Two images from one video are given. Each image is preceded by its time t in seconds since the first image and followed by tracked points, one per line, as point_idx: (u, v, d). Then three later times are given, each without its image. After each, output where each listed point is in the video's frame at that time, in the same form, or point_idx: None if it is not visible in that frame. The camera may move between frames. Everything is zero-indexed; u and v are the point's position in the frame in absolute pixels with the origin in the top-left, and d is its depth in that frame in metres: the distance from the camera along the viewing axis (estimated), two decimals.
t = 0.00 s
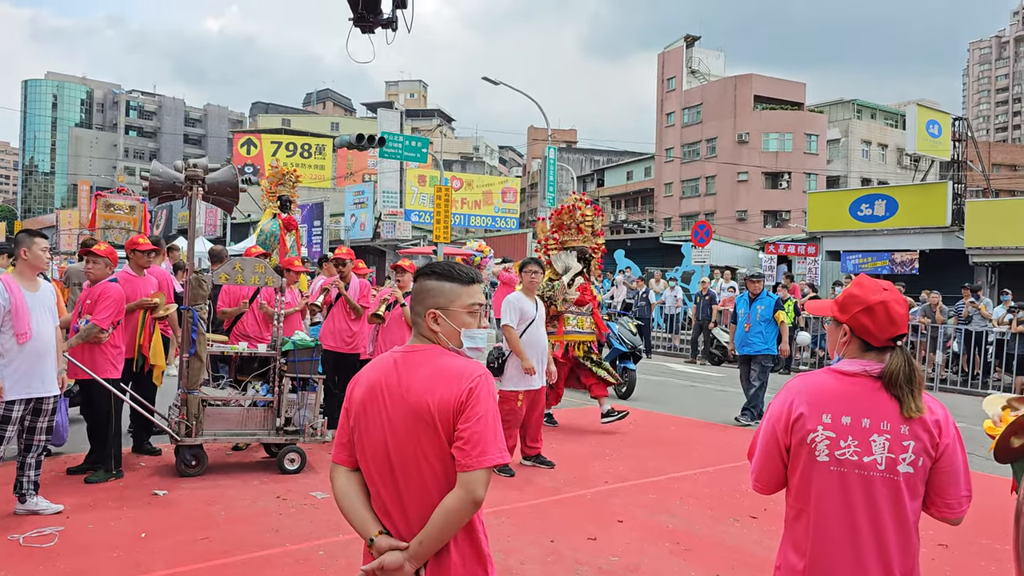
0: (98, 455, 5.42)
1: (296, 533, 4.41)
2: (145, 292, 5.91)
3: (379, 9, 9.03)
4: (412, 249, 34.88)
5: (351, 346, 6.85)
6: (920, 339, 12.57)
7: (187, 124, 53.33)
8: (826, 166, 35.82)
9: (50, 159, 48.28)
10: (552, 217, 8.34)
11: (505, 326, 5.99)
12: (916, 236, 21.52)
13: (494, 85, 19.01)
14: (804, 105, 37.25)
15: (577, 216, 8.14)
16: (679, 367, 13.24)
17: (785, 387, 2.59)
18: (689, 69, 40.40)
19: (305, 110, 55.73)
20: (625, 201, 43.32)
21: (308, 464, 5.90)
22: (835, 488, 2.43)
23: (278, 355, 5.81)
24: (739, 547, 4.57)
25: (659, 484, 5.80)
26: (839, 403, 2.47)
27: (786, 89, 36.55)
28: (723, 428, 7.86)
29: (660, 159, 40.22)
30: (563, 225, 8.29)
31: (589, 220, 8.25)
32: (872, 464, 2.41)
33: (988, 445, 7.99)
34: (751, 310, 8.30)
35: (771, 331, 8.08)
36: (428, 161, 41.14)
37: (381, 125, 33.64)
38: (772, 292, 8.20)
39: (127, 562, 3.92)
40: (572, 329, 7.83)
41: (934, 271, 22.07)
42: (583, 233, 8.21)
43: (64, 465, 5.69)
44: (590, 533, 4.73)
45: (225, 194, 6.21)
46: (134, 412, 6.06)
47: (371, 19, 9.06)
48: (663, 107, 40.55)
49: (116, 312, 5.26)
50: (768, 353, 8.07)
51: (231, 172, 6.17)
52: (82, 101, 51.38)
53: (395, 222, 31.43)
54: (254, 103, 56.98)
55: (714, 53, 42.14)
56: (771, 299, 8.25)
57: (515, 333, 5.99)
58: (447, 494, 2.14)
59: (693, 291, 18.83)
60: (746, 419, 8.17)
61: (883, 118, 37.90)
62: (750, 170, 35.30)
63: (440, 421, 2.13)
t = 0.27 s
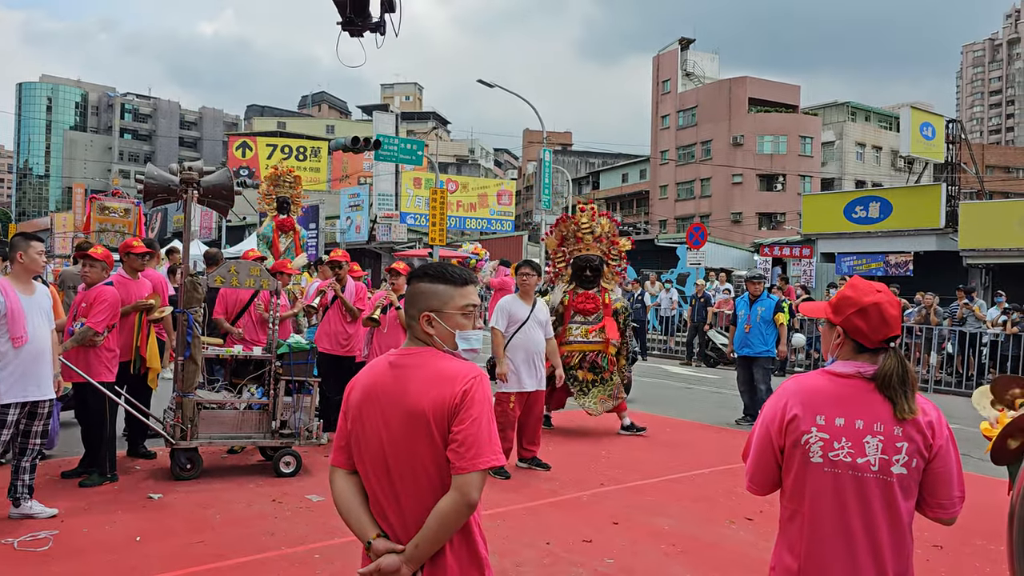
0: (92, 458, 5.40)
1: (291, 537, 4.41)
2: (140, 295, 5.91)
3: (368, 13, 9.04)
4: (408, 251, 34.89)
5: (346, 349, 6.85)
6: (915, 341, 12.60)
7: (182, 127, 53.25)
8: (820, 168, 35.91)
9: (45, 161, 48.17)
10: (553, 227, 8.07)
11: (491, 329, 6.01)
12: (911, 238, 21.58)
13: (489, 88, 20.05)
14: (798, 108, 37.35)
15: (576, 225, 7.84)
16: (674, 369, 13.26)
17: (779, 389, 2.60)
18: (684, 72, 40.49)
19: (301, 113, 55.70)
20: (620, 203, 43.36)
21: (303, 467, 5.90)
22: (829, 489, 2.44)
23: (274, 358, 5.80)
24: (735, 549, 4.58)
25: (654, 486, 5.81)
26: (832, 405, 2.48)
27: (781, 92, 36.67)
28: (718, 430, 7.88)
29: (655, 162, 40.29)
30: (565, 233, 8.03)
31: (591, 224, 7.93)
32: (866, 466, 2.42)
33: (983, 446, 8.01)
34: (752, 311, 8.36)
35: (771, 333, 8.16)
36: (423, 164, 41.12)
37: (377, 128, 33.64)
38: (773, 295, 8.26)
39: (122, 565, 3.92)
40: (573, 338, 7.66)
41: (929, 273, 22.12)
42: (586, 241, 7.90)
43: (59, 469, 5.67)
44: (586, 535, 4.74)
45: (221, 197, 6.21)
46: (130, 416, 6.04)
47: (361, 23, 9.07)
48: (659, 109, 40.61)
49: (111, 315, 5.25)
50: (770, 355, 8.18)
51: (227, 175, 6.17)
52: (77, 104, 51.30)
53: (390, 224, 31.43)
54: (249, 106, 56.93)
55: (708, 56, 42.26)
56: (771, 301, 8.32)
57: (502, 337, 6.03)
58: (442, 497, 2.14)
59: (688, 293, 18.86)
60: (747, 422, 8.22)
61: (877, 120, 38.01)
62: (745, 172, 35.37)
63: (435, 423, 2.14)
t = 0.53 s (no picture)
0: (82, 461, 5.37)
1: (281, 540, 4.39)
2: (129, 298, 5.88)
3: (359, 15, 9.03)
4: (398, 254, 34.88)
5: (337, 352, 6.83)
6: (905, 342, 12.66)
7: (172, 129, 53.03)
8: (810, 170, 36.05)
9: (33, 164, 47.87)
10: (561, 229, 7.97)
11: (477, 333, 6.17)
12: (900, 240, 21.69)
13: (480, 90, 19.80)
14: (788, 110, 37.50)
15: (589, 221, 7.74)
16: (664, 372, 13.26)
17: (769, 390, 2.61)
18: (674, 75, 40.61)
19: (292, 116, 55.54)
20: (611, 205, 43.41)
21: (294, 470, 5.89)
22: (817, 489, 2.46)
23: (265, 361, 5.77)
24: (725, 551, 4.59)
25: (646, 488, 5.81)
26: (820, 406, 2.49)
27: (771, 95, 36.82)
28: (709, 432, 7.90)
29: (646, 164, 40.37)
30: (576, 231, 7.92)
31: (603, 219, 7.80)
32: (854, 467, 2.43)
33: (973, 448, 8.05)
34: (750, 313, 8.44)
35: (769, 336, 8.25)
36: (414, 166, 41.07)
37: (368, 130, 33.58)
38: (770, 298, 8.33)
39: (111, 570, 3.90)
40: (600, 338, 7.55)
41: (919, 275, 22.20)
42: (600, 237, 7.81)
43: (48, 473, 5.64)
44: (577, 537, 4.74)
45: (211, 200, 6.19)
46: (120, 419, 6.02)
47: (352, 25, 9.06)
48: (649, 112, 40.69)
49: (100, 318, 5.23)
50: (768, 357, 8.29)
51: (217, 178, 6.15)
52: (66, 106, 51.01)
53: (381, 227, 31.34)
54: (240, 108, 56.75)
55: (698, 59, 42.41)
56: (769, 304, 8.40)
57: (486, 340, 6.19)
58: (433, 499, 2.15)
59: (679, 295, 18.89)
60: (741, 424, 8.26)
61: (866, 123, 38.19)
62: (735, 174, 35.48)
63: (427, 425, 2.13)
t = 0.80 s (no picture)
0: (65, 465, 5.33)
1: (266, 544, 4.38)
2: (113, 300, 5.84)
3: (351, 15, 9.01)
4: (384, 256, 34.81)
5: (322, 354, 6.82)
6: (888, 344, 12.77)
7: (156, 131, 52.70)
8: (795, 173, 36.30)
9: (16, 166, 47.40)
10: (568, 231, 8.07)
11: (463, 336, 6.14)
12: (884, 242, 21.89)
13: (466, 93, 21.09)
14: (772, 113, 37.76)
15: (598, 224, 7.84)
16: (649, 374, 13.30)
17: (752, 391, 2.63)
18: (659, 77, 40.81)
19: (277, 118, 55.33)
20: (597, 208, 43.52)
21: (279, 474, 5.87)
22: (800, 489, 2.48)
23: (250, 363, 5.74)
24: (710, 552, 4.61)
25: (631, 490, 5.84)
26: (802, 407, 2.52)
27: (755, 98, 37.05)
28: (695, 434, 7.94)
29: (632, 166, 40.52)
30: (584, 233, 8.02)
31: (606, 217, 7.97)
32: (836, 467, 2.46)
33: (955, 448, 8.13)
34: (745, 315, 8.48)
35: (767, 339, 8.34)
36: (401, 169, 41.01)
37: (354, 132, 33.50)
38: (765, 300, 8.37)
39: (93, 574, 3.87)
40: (614, 341, 7.83)
41: (902, 277, 22.39)
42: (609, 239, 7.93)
43: (30, 477, 5.59)
44: (563, 539, 4.76)
45: (195, 202, 6.16)
46: (103, 423, 5.97)
47: (343, 26, 9.04)
48: (635, 114, 40.84)
49: (84, 321, 5.19)
50: (765, 360, 8.37)
51: (201, 179, 6.12)
52: (48, 108, 50.57)
53: (367, 229, 31.28)
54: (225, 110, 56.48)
55: (684, 62, 42.61)
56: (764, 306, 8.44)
57: (473, 343, 6.15)
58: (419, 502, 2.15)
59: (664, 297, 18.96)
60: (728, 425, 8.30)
61: (850, 126, 38.51)
62: (720, 177, 35.68)
63: (413, 427, 2.14)
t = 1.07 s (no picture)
0: (45, 469, 5.28)
1: (250, 547, 4.36)
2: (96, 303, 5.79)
3: (346, 15, 8.99)
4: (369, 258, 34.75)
5: (307, 357, 6.79)
6: (871, 345, 12.89)
7: (139, 132, 52.31)
8: (779, 175, 36.55)
9: None
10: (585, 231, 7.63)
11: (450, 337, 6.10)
12: (867, 244, 22.09)
13: (451, 94, 21.27)
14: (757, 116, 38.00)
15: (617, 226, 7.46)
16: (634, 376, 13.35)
17: (734, 394, 2.66)
18: (644, 80, 40.99)
19: (261, 119, 55.06)
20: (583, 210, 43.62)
21: (263, 477, 5.85)
22: (781, 491, 2.50)
23: (233, 365, 5.72)
24: (694, 553, 4.64)
25: (616, 492, 5.86)
26: (783, 408, 2.54)
27: (740, 101, 37.28)
28: (680, 435, 7.99)
29: (617, 168, 40.67)
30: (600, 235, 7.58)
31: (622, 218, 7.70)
32: (817, 468, 2.48)
33: (936, 448, 8.22)
34: (737, 317, 8.54)
35: (759, 341, 8.41)
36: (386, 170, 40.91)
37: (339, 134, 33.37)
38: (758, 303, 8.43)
39: None
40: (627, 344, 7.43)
41: (885, 279, 22.59)
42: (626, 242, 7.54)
43: (11, 481, 5.54)
44: (548, 541, 4.76)
45: (179, 203, 6.13)
46: (85, 426, 5.92)
47: (339, 26, 9.03)
48: (620, 116, 40.99)
49: (65, 323, 5.15)
50: (757, 362, 8.44)
51: (184, 181, 6.09)
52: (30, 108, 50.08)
53: (352, 231, 31.20)
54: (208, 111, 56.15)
55: (669, 64, 42.80)
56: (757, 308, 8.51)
57: (460, 345, 6.11)
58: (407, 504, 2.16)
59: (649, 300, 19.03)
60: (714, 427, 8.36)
61: (834, 129, 38.83)
62: (705, 179, 35.89)
63: (402, 430, 2.14)
